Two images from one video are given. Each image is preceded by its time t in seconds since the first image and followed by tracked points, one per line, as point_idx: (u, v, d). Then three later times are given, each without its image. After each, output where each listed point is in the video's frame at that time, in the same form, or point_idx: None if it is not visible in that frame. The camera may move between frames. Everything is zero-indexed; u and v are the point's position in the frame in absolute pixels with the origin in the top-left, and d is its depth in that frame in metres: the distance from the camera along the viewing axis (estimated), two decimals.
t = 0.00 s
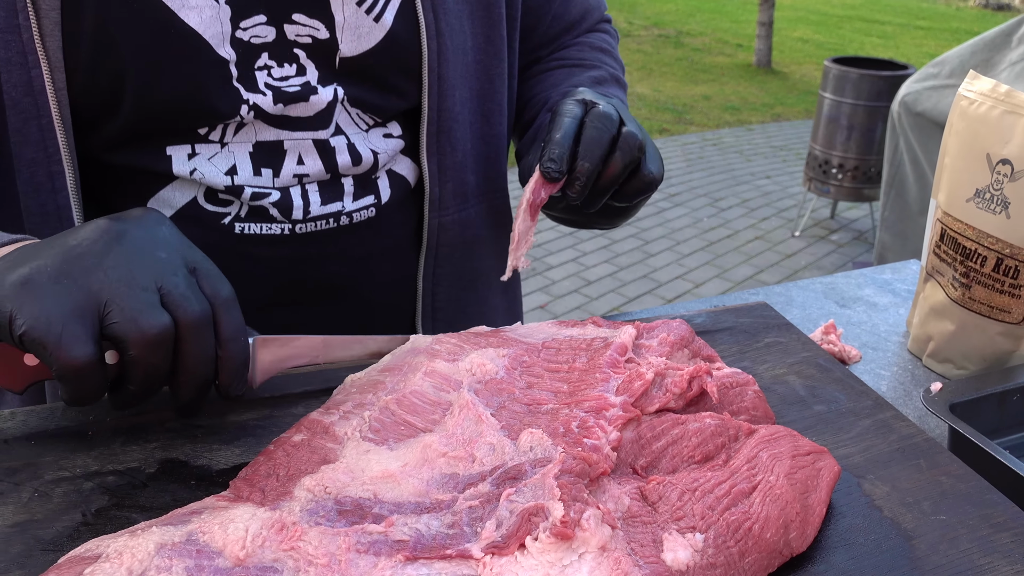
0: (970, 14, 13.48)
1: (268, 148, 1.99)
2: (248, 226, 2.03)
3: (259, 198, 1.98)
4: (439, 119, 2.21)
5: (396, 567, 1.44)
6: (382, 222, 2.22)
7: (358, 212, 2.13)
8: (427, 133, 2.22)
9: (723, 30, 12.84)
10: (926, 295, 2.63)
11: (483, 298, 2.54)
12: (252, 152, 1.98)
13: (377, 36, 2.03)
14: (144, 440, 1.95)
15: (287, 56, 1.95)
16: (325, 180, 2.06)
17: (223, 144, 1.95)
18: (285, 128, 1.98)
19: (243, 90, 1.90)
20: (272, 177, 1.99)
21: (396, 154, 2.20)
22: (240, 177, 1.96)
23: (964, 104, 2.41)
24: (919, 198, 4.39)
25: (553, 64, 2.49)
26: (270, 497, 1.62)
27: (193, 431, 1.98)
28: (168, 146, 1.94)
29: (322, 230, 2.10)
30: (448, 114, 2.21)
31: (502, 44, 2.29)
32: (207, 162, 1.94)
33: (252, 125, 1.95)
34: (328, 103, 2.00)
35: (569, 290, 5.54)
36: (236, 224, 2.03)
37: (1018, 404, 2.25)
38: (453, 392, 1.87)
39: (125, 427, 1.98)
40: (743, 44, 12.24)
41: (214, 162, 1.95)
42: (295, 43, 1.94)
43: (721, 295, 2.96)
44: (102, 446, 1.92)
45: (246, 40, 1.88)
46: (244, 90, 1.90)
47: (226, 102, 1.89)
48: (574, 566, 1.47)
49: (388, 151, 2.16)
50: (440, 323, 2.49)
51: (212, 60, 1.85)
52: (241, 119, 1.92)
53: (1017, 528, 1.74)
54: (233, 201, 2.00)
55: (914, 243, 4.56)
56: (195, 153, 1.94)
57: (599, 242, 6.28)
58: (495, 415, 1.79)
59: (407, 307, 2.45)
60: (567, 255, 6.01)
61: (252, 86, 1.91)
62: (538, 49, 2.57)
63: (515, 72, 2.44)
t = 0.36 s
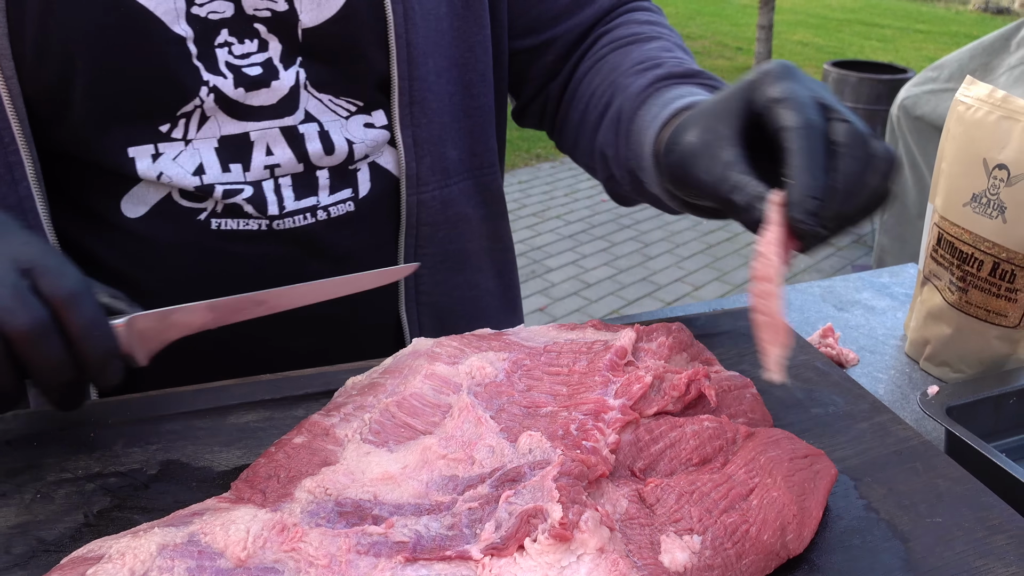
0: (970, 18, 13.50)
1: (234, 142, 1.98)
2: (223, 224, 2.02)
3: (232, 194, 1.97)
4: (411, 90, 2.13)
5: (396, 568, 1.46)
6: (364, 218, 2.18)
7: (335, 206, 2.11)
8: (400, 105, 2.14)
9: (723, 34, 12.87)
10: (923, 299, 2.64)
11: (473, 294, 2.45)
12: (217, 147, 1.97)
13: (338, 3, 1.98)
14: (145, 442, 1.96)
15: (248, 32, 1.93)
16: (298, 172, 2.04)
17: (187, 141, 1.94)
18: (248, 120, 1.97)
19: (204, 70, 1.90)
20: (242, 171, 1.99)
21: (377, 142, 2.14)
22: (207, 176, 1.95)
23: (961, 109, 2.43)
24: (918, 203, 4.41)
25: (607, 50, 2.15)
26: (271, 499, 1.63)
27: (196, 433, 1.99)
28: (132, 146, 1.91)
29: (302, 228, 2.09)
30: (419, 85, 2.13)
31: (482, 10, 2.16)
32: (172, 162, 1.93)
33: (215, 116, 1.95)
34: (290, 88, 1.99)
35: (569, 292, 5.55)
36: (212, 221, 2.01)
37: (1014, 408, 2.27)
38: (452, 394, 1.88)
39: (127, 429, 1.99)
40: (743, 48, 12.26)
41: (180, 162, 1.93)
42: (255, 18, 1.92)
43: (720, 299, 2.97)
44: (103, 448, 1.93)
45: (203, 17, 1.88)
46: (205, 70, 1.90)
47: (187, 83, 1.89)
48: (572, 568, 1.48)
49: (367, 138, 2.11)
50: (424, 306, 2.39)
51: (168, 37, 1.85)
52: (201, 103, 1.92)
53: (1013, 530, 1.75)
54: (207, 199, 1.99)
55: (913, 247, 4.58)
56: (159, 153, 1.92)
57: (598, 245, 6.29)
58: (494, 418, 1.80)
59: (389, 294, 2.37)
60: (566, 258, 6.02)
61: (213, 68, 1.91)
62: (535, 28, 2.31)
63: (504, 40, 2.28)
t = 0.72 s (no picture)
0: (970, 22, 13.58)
1: (122, 152, 1.92)
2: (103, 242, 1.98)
3: (106, 209, 1.93)
4: (319, 96, 1.98)
5: (399, 548, 1.51)
6: (261, 238, 2.11)
7: (225, 231, 2.04)
8: (306, 113, 1.99)
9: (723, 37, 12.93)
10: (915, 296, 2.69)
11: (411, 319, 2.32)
12: (103, 157, 1.91)
13: None
14: (152, 431, 2.00)
15: (144, 34, 1.88)
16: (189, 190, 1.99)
17: (73, 148, 1.90)
18: (136, 129, 1.92)
19: (90, 75, 1.85)
20: (124, 184, 1.93)
21: (282, 159, 2.04)
22: (83, 188, 1.90)
23: (952, 109, 2.48)
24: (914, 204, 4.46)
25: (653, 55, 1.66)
26: (277, 482, 1.67)
27: (204, 423, 2.04)
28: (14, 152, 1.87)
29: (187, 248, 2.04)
30: (330, 90, 1.98)
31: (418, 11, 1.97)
32: (52, 170, 1.88)
33: (101, 125, 1.89)
34: (184, 97, 1.92)
35: (568, 293, 5.60)
36: (91, 237, 1.98)
37: (1004, 401, 2.32)
38: (453, 383, 1.92)
39: (135, 418, 2.03)
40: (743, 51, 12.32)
41: (59, 170, 1.89)
42: (151, 18, 1.86)
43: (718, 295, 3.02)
44: (112, 436, 1.97)
45: (90, 18, 1.82)
46: (90, 76, 1.85)
47: (69, 89, 1.85)
48: (570, 549, 1.53)
49: (267, 156, 2.02)
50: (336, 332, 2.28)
51: (50, 45, 1.80)
52: (83, 111, 1.87)
53: (1000, 517, 1.81)
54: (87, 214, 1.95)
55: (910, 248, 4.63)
56: (40, 161, 1.88)
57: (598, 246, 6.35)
58: (494, 406, 1.84)
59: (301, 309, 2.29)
60: (566, 259, 6.07)
61: (101, 73, 1.86)
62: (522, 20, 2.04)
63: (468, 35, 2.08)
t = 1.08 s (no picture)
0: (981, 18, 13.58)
1: (110, 145, 1.93)
2: (93, 236, 2.01)
3: (98, 201, 1.97)
4: (321, 86, 2.09)
5: (428, 499, 1.60)
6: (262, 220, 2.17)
7: (218, 213, 2.08)
8: (309, 105, 2.10)
9: (733, 34, 12.98)
10: (922, 275, 2.76)
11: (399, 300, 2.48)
12: (91, 150, 1.92)
13: None
14: (187, 398, 2.09)
15: (127, 32, 1.89)
16: (179, 175, 2.01)
17: (62, 143, 1.92)
18: (124, 120, 1.94)
19: (73, 75, 1.88)
20: (115, 174, 1.95)
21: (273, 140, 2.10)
22: (71, 181, 1.92)
23: (957, 93, 2.54)
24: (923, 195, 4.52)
25: (477, 62, 2.53)
26: (311, 441, 1.76)
27: (236, 391, 2.13)
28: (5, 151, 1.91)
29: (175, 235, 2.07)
30: (330, 82, 2.09)
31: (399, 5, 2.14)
32: (41, 165, 1.91)
33: (90, 119, 1.92)
34: (173, 87, 1.94)
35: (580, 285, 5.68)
36: (79, 236, 2.00)
37: (1007, 373, 2.38)
38: (475, 351, 2.01)
39: (171, 386, 2.12)
40: (753, 47, 12.37)
41: (48, 165, 1.91)
42: (134, 15, 1.88)
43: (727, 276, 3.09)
44: (151, 403, 2.06)
45: (68, 20, 1.83)
46: (74, 76, 1.87)
47: (53, 92, 1.87)
48: (589, 500, 1.61)
49: (258, 136, 2.07)
50: (343, 314, 2.40)
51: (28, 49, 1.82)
52: (70, 109, 1.89)
53: (1001, 478, 1.88)
54: (73, 212, 1.98)
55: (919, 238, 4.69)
56: (31, 156, 1.91)
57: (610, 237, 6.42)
58: (515, 372, 1.94)
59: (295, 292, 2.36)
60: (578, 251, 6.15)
61: (85, 72, 1.88)
62: None
63: (427, 22, 2.29)
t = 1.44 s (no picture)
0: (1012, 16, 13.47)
1: (172, 138, 2.08)
2: (166, 229, 2.15)
3: (173, 193, 2.11)
4: (336, 58, 2.28)
5: (469, 451, 1.73)
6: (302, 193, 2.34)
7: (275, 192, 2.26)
8: (326, 76, 2.28)
9: (760, 34, 13.00)
10: (943, 255, 2.84)
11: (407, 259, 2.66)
12: (156, 146, 2.07)
13: None
14: (240, 365, 2.23)
15: (171, 23, 2.03)
16: (239, 161, 2.18)
17: (125, 144, 2.04)
18: (184, 115, 2.09)
19: (131, 70, 2.00)
20: (183, 167, 2.10)
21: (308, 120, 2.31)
22: (145, 178, 2.06)
23: (975, 77, 2.61)
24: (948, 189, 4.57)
25: (432, 49, 2.70)
26: (360, 400, 1.89)
27: (285, 359, 2.27)
28: (70, 155, 2.00)
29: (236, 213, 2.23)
30: (343, 55, 2.29)
31: None
32: (112, 166, 2.03)
33: (150, 117, 2.05)
34: (220, 75, 2.11)
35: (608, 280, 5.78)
36: (154, 229, 2.14)
37: None
38: (509, 321, 2.13)
39: (229, 352, 2.27)
40: (780, 47, 12.39)
41: (118, 166, 2.04)
42: (177, 8, 2.02)
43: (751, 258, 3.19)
44: (208, 368, 2.20)
45: (125, 16, 1.96)
46: (133, 70, 2.00)
47: (117, 88, 1.98)
48: (619, 451, 1.73)
49: (301, 118, 2.27)
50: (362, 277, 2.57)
51: (93, 45, 1.92)
52: (134, 106, 2.02)
53: (1013, 440, 1.97)
54: (145, 207, 2.11)
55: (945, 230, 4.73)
56: (97, 160, 2.02)
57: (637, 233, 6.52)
58: (548, 338, 2.06)
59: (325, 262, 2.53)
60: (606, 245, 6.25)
61: (142, 67, 2.01)
62: None
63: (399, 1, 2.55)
